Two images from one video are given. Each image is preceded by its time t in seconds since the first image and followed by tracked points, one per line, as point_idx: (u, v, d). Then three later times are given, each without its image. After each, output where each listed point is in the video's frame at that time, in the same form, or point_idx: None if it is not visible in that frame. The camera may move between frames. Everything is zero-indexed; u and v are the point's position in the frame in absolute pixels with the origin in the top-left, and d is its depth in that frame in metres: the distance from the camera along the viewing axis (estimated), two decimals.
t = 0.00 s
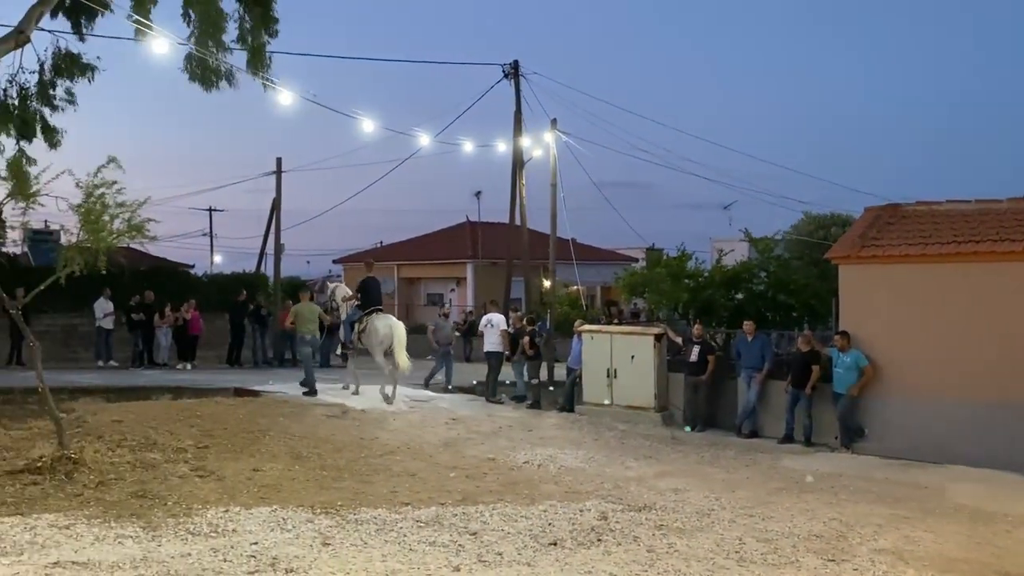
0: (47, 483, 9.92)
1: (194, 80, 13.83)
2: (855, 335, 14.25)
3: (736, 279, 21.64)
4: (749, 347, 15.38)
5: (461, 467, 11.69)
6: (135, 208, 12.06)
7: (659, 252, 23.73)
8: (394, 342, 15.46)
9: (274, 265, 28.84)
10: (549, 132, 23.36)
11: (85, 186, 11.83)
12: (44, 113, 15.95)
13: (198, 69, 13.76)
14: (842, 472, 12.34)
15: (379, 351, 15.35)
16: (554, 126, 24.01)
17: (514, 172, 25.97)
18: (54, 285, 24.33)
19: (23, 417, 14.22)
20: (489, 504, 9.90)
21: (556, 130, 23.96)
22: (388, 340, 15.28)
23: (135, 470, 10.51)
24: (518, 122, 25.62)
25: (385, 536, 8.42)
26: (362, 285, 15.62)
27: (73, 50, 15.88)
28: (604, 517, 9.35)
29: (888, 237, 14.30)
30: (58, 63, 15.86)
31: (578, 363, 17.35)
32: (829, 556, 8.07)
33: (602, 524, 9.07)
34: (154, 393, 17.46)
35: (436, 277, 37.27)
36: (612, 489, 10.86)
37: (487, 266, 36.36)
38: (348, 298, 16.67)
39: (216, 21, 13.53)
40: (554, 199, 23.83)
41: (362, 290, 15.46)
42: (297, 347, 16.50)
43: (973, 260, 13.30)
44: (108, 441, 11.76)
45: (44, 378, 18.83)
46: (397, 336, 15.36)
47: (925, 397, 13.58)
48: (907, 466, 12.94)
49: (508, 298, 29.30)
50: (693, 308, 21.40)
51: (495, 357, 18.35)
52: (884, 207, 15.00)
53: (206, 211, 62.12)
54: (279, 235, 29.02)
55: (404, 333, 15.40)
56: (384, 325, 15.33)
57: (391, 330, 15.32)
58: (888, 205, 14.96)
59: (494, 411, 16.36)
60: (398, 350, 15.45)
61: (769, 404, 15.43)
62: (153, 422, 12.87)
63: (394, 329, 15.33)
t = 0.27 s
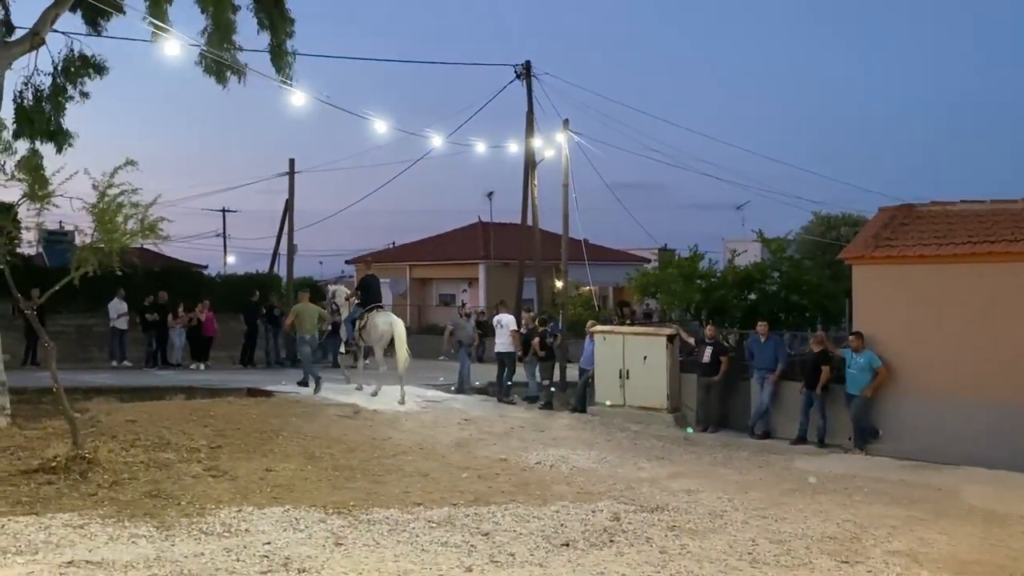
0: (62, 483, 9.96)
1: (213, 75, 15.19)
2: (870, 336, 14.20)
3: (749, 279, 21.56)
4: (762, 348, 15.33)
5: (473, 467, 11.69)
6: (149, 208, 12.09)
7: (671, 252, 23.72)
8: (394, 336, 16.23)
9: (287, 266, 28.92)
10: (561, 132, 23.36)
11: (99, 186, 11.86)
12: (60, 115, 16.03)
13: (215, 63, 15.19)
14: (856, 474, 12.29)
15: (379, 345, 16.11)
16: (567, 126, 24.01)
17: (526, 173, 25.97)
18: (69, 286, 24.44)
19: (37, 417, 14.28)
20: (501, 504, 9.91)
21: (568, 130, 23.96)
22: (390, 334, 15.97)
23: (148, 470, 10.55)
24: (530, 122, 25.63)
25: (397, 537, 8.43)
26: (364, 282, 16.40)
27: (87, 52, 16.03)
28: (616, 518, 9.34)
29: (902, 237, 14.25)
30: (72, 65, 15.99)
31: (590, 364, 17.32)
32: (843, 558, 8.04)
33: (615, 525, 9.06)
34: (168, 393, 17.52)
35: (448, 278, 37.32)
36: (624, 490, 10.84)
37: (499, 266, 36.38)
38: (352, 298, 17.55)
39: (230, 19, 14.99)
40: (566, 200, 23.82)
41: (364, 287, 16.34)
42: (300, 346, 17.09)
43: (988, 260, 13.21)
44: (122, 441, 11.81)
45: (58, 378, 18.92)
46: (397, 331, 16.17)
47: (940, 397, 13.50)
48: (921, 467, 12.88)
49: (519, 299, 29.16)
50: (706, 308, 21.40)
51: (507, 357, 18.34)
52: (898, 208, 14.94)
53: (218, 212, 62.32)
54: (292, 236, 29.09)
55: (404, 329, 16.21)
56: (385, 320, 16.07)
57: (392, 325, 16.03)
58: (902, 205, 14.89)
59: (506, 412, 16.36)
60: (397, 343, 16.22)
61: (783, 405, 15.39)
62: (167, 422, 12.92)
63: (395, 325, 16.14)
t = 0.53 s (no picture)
0: (73, 482, 10.00)
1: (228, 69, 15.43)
2: (880, 335, 14.17)
3: (758, 279, 21.48)
4: (772, 348, 15.31)
5: (482, 467, 11.70)
6: (157, 208, 12.12)
7: (680, 252, 23.65)
8: (390, 332, 16.97)
9: (296, 266, 28.98)
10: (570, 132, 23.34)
11: (109, 187, 11.89)
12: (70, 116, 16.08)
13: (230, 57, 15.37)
14: (866, 474, 12.25)
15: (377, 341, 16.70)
16: (575, 126, 23.99)
17: (535, 172, 25.97)
18: (80, 285, 24.54)
19: (48, 416, 14.33)
20: (511, 504, 9.91)
21: (577, 130, 23.95)
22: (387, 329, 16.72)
23: (159, 469, 10.59)
24: (539, 122, 25.62)
25: (406, 536, 8.43)
26: (361, 280, 17.21)
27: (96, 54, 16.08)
28: (625, 518, 9.33)
29: (913, 236, 14.20)
30: (81, 66, 16.03)
31: (599, 363, 17.36)
32: (854, 558, 8.01)
33: (624, 525, 9.05)
34: (178, 392, 17.58)
35: (457, 277, 37.37)
36: (633, 490, 10.83)
37: (508, 266, 36.38)
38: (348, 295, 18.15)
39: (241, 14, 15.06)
40: (575, 199, 23.82)
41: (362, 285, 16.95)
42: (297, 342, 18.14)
43: (999, 260, 13.15)
44: (133, 440, 11.85)
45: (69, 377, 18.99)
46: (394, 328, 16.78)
47: (951, 398, 13.45)
48: (932, 468, 12.84)
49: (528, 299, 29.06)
50: (715, 308, 21.32)
51: (516, 357, 18.37)
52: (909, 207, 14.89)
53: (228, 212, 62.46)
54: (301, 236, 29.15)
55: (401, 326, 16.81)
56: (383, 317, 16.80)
57: (389, 321, 16.79)
58: (913, 204, 14.84)
59: (515, 412, 16.37)
60: (394, 340, 16.99)
61: (792, 405, 15.36)
62: (177, 422, 12.97)
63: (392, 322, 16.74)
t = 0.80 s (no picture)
0: (82, 481, 10.03)
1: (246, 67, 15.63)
2: (889, 335, 14.14)
3: (766, 279, 21.42)
4: (780, 347, 15.27)
5: (490, 466, 11.70)
6: (166, 209, 12.16)
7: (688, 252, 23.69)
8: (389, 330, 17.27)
9: (304, 266, 29.02)
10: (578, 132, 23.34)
11: (117, 188, 11.93)
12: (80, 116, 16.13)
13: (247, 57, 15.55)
14: (874, 474, 12.22)
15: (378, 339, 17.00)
16: (583, 126, 23.99)
17: (542, 172, 25.97)
18: (89, 285, 24.60)
19: (58, 416, 14.37)
20: (519, 503, 9.91)
21: (584, 130, 23.95)
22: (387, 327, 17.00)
23: (168, 468, 10.61)
24: (547, 122, 25.62)
25: (414, 535, 8.44)
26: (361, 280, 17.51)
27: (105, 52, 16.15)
28: (633, 517, 9.32)
29: (921, 235, 14.16)
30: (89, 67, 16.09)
31: (607, 362, 17.42)
32: (863, 558, 7.99)
33: (632, 524, 9.04)
34: (186, 392, 17.62)
35: (464, 277, 37.40)
36: (641, 490, 10.81)
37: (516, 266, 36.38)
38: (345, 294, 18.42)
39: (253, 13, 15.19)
40: (583, 199, 23.81)
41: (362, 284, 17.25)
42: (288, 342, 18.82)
43: (1008, 259, 13.09)
44: (142, 439, 11.88)
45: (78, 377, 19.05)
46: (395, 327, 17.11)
47: (961, 397, 13.41)
48: (941, 467, 12.80)
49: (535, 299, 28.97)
50: (723, 308, 21.31)
51: (522, 356, 18.36)
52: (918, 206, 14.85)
53: (238, 213, 62.92)
54: (309, 237, 29.19)
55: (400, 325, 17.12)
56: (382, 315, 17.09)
57: (388, 319, 17.11)
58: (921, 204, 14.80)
59: (523, 411, 16.37)
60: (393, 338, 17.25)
61: (801, 404, 15.34)
62: (186, 421, 13.00)
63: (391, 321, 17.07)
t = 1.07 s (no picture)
0: (92, 481, 10.06)
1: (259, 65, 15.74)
2: (899, 334, 14.08)
3: (775, 278, 21.36)
4: (789, 346, 15.22)
5: (499, 466, 11.70)
6: (175, 209, 12.17)
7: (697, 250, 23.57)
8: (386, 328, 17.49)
9: (313, 266, 29.05)
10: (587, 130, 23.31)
11: (126, 189, 11.96)
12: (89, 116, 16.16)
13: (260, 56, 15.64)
14: (884, 473, 12.17)
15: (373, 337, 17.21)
16: (591, 125, 23.96)
17: (550, 171, 25.95)
18: (98, 285, 24.67)
19: (68, 415, 14.42)
20: (527, 503, 9.90)
21: (593, 129, 23.92)
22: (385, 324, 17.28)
23: (177, 468, 10.63)
24: (555, 121, 25.60)
25: (423, 535, 8.45)
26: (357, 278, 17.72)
27: (113, 52, 16.18)
28: (642, 517, 9.31)
29: (932, 234, 14.10)
30: (99, 67, 16.13)
31: (615, 361, 17.40)
32: (873, 558, 7.96)
33: (641, 524, 9.02)
34: (195, 392, 17.65)
35: (473, 277, 37.40)
36: (650, 490, 10.79)
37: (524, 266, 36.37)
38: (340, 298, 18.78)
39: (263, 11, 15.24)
40: (592, 198, 23.80)
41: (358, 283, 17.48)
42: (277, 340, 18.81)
43: (1019, 257, 13.01)
44: (151, 439, 11.91)
45: (88, 377, 19.11)
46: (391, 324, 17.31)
47: (972, 397, 13.34)
48: (951, 467, 12.75)
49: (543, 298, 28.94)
50: (732, 307, 21.25)
51: (530, 356, 18.35)
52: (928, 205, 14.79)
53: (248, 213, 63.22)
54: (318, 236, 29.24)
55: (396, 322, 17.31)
56: (379, 313, 17.38)
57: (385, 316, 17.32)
58: (932, 203, 14.74)
59: (531, 411, 16.36)
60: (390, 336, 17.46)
61: (809, 404, 15.30)
62: (195, 420, 13.03)
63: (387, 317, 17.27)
